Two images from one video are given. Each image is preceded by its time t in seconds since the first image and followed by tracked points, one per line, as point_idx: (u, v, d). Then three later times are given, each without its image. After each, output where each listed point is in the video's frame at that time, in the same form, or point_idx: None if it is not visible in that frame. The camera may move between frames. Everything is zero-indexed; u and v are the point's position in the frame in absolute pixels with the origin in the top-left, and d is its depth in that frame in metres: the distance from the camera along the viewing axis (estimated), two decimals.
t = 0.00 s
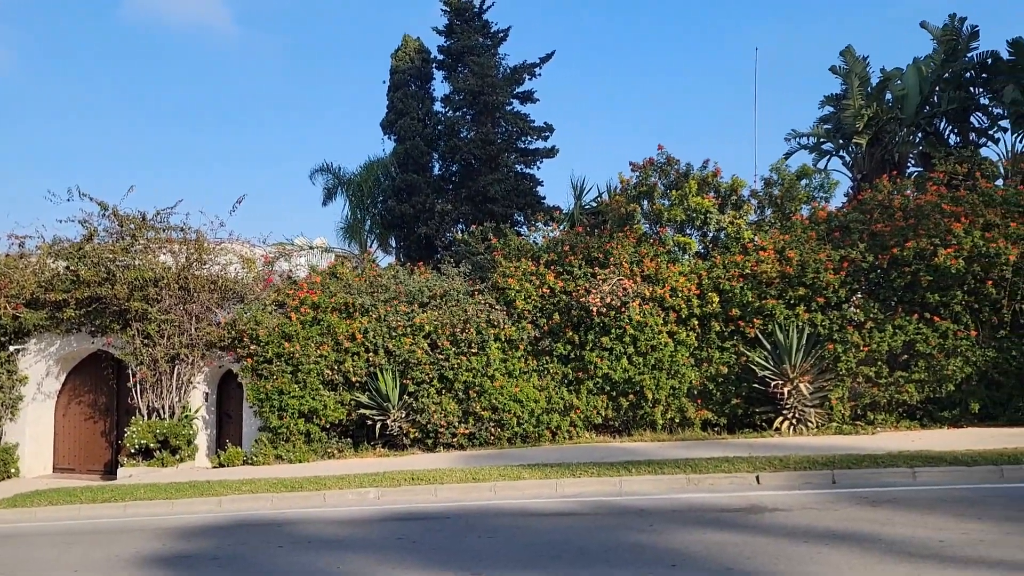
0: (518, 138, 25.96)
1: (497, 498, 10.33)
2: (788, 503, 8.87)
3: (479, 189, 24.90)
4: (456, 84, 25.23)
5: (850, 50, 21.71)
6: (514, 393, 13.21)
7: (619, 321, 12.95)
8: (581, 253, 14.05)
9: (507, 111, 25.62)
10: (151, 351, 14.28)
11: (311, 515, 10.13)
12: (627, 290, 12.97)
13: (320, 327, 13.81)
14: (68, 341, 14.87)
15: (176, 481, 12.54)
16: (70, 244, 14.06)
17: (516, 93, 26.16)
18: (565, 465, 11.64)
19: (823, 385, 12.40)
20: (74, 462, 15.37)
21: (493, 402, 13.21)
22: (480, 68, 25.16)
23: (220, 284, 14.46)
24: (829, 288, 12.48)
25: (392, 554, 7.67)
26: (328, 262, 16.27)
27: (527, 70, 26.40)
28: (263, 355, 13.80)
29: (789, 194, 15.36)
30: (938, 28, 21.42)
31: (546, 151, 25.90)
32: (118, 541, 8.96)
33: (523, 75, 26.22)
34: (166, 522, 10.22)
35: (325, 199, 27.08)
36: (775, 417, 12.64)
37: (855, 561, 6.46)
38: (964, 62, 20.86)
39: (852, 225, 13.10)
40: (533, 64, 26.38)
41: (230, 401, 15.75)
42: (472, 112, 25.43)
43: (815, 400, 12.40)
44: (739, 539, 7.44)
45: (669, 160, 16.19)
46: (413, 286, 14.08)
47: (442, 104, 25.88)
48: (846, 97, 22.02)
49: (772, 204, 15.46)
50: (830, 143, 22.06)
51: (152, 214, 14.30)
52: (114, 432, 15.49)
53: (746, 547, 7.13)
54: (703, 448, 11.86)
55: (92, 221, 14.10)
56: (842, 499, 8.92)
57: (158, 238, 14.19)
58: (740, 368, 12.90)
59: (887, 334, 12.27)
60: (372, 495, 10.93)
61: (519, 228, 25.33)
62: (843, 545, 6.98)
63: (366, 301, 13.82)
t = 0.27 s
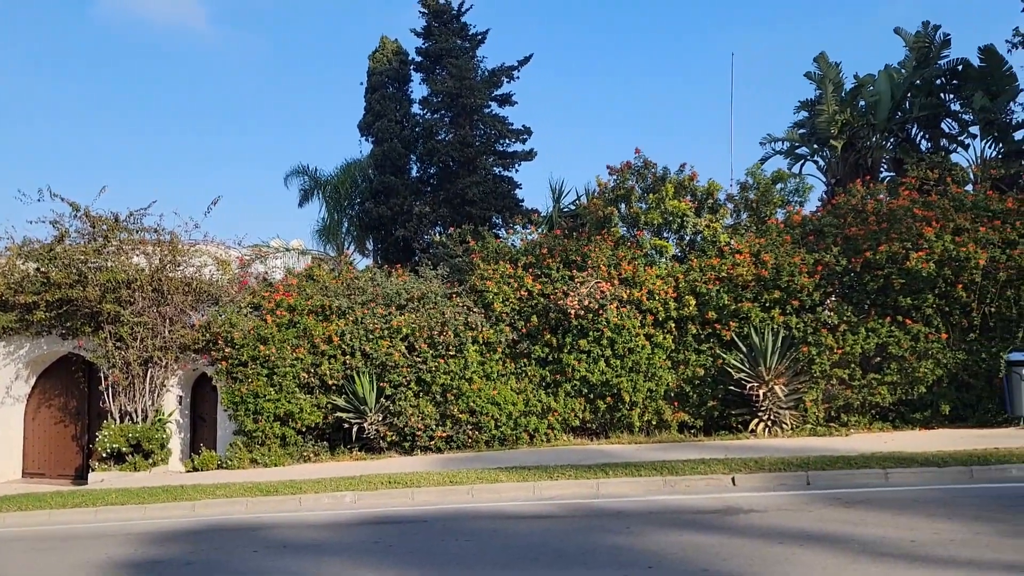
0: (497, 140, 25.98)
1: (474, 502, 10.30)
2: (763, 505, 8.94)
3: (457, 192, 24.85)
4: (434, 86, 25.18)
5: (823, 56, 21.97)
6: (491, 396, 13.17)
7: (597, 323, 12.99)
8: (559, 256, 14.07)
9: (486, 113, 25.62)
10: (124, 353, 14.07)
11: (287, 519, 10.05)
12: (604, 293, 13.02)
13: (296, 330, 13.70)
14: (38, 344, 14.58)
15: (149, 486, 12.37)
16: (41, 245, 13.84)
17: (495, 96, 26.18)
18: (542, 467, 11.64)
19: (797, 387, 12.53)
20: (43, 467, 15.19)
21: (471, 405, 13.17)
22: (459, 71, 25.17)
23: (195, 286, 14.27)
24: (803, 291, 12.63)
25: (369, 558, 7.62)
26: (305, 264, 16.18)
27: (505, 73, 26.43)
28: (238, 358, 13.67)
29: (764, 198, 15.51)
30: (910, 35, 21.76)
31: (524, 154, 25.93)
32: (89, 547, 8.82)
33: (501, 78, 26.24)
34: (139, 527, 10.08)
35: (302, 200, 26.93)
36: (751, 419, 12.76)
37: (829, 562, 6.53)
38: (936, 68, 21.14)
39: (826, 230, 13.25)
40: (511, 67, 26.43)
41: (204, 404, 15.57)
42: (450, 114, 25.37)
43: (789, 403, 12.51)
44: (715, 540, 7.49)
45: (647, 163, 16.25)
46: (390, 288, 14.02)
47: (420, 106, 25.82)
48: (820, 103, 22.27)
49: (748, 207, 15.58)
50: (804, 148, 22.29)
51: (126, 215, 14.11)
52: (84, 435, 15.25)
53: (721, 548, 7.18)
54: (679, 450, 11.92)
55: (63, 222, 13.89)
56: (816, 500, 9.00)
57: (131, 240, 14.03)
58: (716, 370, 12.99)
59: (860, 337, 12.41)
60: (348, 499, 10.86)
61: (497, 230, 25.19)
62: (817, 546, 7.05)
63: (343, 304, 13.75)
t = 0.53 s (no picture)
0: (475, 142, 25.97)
1: (452, 504, 10.27)
2: (739, 505, 9.01)
3: (435, 193, 24.85)
4: (412, 87, 25.12)
5: (798, 61, 22.22)
6: (469, 398, 13.17)
7: (575, 325, 13.02)
8: (537, 258, 14.10)
9: (464, 115, 25.62)
10: (96, 356, 13.91)
11: (263, 522, 9.96)
12: (582, 294, 13.04)
13: (272, 332, 13.58)
14: (7, 346, 14.41)
15: (121, 490, 12.20)
16: (10, 245, 13.59)
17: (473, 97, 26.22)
18: (519, 469, 11.63)
19: (772, 388, 12.66)
20: (14, 471, 15.06)
21: (449, 407, 13.16)
22: (437, 72, 25.17)
23: (169, 287, 14.10)
24: (779, 293, 12.75)
25: (345, 561, 7.57)
26: (281, 266, 16.03)
27: (484, 75, 26.43)
28: (213, 360, 13.54)
29: (740, 201, 15.66)
30: (882, 41, 22.09)
31: (503, 156, 25.96)
32: (60, 552, 8.68)
33: (479, 79, 26.25)
34: (111, 531, 9.94)
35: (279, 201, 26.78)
36: (727, 420, 12.86)
37: (803, 561, 6.59)
38: (907, 74, 21.55)
39: (801, 232, 13.39)
40: (490, 69, 26.44)
41: (178, 407, 15.40)
42: (428, 116, 25.39)
43: (765, 404, 12.64)
44: (692, 541, 7.53)
45: (625, 166, 16.31)
46: (368, 290, 13.95)
47: (398, 107, 25.76)
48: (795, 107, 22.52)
49: (724, 210, 15.68)
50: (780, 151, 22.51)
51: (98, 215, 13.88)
52: (55, 439, 14.93)
53: (698, 549, 7.22)
54: (657, 451, 11.98)
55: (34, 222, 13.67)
56: (792, 501, 9.08)
57: (104, 241, 13.82)
58: (693, 371, 13.08)
59: (835, 338, 12.53)
60: (324, 502, 10.77)
61: (476, 232, 25.23)
62: (792, 546, 7.11)
63: (319, 305, 13.67)
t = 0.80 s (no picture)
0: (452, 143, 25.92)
1: (428, 506, 10.24)
2: (715, 505, 9.08)
3: (412, 194, 24.74)
4: (389, 87, 25.03)
5: (772, 65, 22.45)
6: (446, 400, 13.17)
7: (552, 327, 13.03)
8: (514, 260, 14.10)
9: (442, 116, 25.56)
10: (66, 358, 13.66)
11: (237, 526, 9.86)
12: (559, 296, 13.05)
13: (246, 333, 13.44)
14: None
15: (92, 494, 12.01)
16: None
17: (450, 98, 26.19)
18: (497, 471, 11.62)
19: (748, 389, 12.76)
20: None
21: (426, 409, 13.15)
22: (414, 73, 25.12)
23: (141, 288, 13.91)
24: (754, 295, 12.87)
25: (320, 564, 7.52)
26: (256, 266, 15.89)
27: (461, 76, 26.40)
28: (186, 362, 13.36)
29: (716, 203, 15.79)
30: (855, 45, 22.37)
31: (481, 157, 25.93)
32: (28, 558, 8.53)
33: (457, 80, 26.22)
34: (80, 536, 9.78)
35: (254, 202, 26.56)
36: (702, 420, 12.99)
37: (777, 561, 6.65)
38: (880, 80, 21.88)
39: (776, 235, 13.51)
40: (468, 70, 26.43)
41: (150, 409, 15.30)
42: (405, 116, 25.29)
43: (740, 404, 12.76)
44: (668, 541, 7.56)
45: (602, 168, 16.38)
46: (344, 291, 13.85)
47: (375, 108, 25.65)
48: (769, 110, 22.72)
49: (700, 212, 15.84)
50: (755, 155, 22.73)
51: (68, 215, 13.72)
52: (24, 442, 14.73)
53: (673, 549, 7.26)
54: (633, 452, 12.03)
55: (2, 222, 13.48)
56: (766, 501, 9.16)
57: (74, 241, 13.64)
58: (669, 372, 13.15)
59: (809, 340, 12.67)
60: (299, 504, 10.69)
61: (453, 234, 25.24)
62: (767, 545, 7.17)
63: (295, 307, 13.55)
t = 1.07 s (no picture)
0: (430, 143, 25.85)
1: (404, 507, 10.19)
2: (690, 505, 9.13)
3: (389, 194, 24.61)
4: (366, 86, 24.92)
5: (748, 68, 22.64)
6: (423, 400, 13.13)
7: (529, 327, 13.03)
8: (491, 260, 14.08)
9: (419, 116, 25.45)
10: (35, 359, 13.43)
11: (210, 528, 9.75)
12: (537, 297, 13.04)
13: (220, 334, 13.29)
14: None
15: (61, 496, 11.82)
16: None
17: (427, 98, 26.12)
18: (473, 472, 11.60)
19: (722, 390, 12.86)
20: None
21: (402, 410, 13.10)
22: (391, 72, 25.04)
23: (113, 287, 13.73)
24: (729, 296, 12.97)
25: (294, 567, 7.45)
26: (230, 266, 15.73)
27: (438, 75, 26.34)
28: (158, 363, 13.18)
29: (693, 204, 15.90)
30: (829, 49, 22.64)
31: (458, 157, 25.90)
32: None
33: (434, 80, 26.16)
34: (49, 539, 9.62)
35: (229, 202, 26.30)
36: (678, 420, 13.08)
37: (751, 560, 6.70)
38: (853, 84, 22.18)
39: (751, 236, 13.64)
40: (445, 70, 26.37)
41: (122, 411, 15.09)
42: (382, 116, 25.16)
43: (715, 404, 12.86)
44: (644, 541, 7.59)
45: (579, 168, 16.44)
46: (320, 291, 13.74)
47: (352, 107, 25.50)
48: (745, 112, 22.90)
49: (676, 214, 15.97)
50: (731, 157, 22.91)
51: (38, 214, 13.63)
52: None
53: (649, 549, 7.29)
54: (610, 452, 12.07)
55: None
56: (741, 500, 9.23)
57: (44, 240, 13.55)
58: (646, 373, 13.21)
59: (782, 340, 12.78)
60: (274, 507, 10.59)
61: (430, 234, 25.16)
62: (741, 544, 7.22)
63: (269, 307, 13.43)
